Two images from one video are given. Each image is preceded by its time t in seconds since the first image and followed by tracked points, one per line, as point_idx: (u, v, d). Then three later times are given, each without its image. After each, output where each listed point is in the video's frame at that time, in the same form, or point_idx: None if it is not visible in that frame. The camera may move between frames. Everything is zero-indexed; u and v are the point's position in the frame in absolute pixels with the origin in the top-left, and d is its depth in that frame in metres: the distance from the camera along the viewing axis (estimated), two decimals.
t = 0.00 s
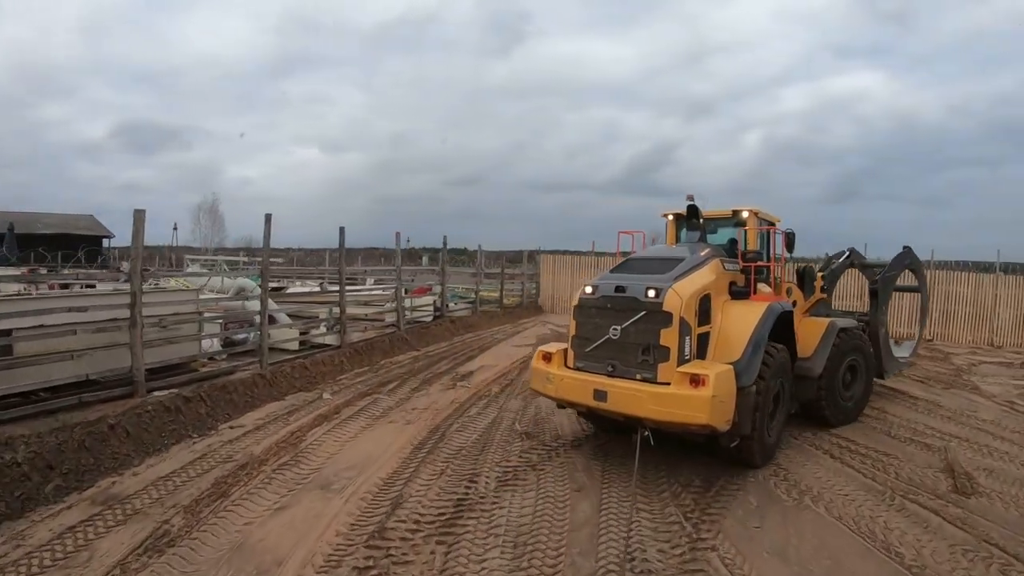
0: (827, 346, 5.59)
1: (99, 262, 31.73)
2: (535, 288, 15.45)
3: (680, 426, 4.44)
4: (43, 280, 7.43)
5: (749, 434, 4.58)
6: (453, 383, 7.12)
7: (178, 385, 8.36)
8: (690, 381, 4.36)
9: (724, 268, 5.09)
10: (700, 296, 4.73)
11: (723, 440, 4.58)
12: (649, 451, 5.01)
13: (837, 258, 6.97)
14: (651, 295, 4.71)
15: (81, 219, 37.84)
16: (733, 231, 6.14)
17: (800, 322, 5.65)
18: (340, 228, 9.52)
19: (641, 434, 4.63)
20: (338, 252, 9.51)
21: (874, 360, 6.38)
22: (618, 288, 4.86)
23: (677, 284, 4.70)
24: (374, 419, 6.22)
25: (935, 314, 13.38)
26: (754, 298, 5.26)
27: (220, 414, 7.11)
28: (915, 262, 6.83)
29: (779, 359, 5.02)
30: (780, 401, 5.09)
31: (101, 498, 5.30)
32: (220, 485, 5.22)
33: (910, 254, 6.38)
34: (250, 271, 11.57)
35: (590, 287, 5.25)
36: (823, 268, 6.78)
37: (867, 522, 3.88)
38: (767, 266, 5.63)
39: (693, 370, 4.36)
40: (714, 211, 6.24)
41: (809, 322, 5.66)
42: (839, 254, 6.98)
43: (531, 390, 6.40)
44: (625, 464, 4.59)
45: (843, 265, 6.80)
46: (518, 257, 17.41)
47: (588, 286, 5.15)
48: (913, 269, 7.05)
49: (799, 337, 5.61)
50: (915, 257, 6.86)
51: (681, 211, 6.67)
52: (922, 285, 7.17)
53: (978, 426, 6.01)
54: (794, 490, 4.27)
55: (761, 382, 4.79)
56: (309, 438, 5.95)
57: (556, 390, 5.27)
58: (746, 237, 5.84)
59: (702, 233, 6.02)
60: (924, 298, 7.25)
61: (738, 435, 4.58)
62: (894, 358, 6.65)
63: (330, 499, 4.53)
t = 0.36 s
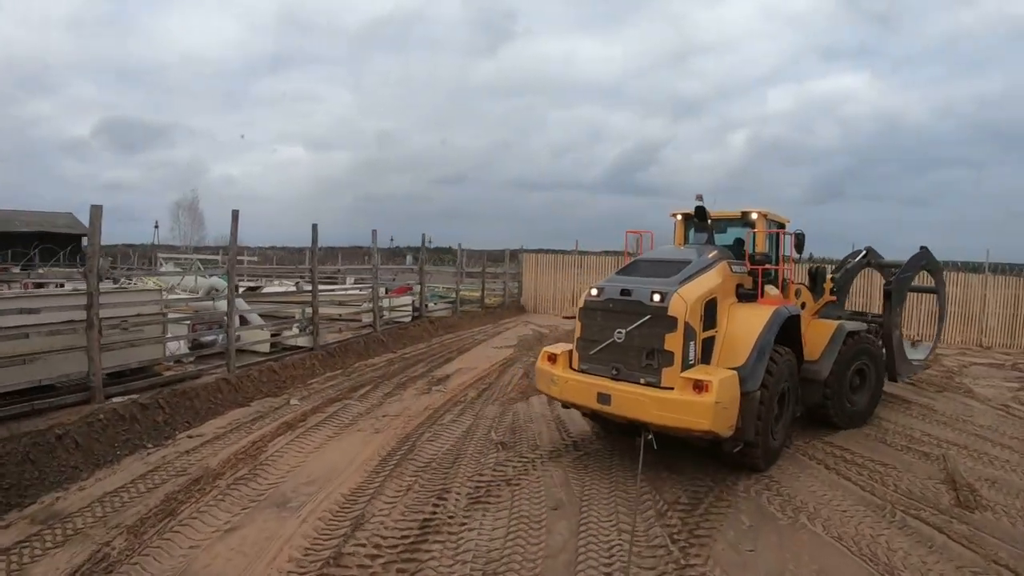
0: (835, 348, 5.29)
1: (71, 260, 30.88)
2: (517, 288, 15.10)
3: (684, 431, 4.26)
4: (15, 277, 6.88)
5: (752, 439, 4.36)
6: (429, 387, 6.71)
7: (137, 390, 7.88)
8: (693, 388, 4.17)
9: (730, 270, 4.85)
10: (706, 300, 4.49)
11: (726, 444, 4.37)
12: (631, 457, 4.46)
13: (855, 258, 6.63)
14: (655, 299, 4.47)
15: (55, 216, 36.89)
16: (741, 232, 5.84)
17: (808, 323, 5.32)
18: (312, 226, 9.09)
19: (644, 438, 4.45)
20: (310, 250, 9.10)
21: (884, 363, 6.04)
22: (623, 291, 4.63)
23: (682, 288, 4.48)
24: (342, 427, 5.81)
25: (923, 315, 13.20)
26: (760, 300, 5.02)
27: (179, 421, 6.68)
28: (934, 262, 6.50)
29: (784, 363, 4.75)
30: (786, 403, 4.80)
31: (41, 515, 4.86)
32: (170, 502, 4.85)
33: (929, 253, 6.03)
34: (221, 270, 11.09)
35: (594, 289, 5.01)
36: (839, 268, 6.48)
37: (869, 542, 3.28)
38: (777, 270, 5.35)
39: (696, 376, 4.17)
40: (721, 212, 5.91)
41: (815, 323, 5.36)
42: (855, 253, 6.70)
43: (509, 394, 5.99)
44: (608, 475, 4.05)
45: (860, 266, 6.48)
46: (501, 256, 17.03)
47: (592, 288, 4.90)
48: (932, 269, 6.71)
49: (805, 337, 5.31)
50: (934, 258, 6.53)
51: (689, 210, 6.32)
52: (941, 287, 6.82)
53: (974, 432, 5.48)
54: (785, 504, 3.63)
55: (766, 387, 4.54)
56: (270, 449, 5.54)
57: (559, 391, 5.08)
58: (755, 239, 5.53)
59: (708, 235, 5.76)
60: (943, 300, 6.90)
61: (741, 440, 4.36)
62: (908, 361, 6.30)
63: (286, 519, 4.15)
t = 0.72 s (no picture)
0: (838, 350, 5.03)
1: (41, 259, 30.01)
2: (498, 288, 14.73)
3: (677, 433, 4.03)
4: None
5: (747, 442, 4.14)
6: (397, 394, 6.32)
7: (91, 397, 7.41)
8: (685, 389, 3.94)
9: (729, 271, 4.58)
10: (701, 300, 4.23)
11: (719, 446, 4.18)
12: (608, 470, 3.96)
13: (867, 261, 6.34)
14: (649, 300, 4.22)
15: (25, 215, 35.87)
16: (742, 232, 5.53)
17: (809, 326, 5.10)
18: (280, 224, 8.66)
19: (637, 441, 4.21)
20: (277, 250, 8.68)
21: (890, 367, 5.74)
22: (616, 292, 4.39)
23: (676, 288, 4.22)
24: (301, 438, 5.41)
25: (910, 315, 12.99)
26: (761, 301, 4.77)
27: (129, 433, 6.24)
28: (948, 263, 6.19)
29: (784, 364, 4.49)
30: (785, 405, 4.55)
31: None
32: (107, 523, 4.43)
33: (943, 254, 5.73)
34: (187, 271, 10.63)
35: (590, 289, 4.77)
36: (849, 270, 6.19)
37: (864, 569, 2.94)
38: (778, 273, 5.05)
39: (686, 376, 3.93)
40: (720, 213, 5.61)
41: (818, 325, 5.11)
42: (868, 255, 6.44)
43: (481, 400, 5.61)
44: (579, 493, 3.63)
45: (872, 268, 6.18)
46: (481, 255, 16.64)
47: (587, 289, 4.66)
48: (946, 273, 6.41)
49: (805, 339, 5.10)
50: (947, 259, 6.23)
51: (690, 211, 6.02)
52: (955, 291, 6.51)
53: (967, 438, 5.14)
54: (772, 525, 3.29)
55: (765, 388, 4.29)
56: (221, 464, 5.16)
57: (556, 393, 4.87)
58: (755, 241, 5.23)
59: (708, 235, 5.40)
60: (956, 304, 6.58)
61: (736, 442, 4.15)
62: (919, 366, 5.97)
63: (228, 543, 3.77)
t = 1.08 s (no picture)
0: (846, 347, 4.79)
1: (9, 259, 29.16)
2: (479, 287, 14.39)
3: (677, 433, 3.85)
4: None
5: (749, 441, 3.94)
6: (369, 399, 5.97)
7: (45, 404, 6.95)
8: (683, 388, 3.76)
9: (732, 269, 4.34)
10: (701, 298, 4.03)
11: (720, 445, 3.98)
12: (591, 482, 3.56)
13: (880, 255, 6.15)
14: (647, 300, 4.04)
15: None
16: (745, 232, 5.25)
17: (816, 322, 4.86)
18: (248, 222, 8.29)
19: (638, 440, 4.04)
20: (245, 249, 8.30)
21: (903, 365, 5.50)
22: (614, 292, 4.21)
23: (675, 287, 4.03)
24: (262, 449, 5.05)
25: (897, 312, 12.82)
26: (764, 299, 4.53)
27: (82, 444, 5.81)
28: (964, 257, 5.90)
29: (788, 361, 4.27)
30: (790, 404, 4.33)
31: None
32: (45, 545, 4.00)
33: (956, 247, 5.50)
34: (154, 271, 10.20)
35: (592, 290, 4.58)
36: (862, 266, 6.07)
37: None
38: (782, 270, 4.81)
39: (685, 375, 3.76)
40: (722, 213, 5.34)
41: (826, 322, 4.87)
42: (882, 250, 6.20)
43: (457, 406, 5.26)
44: (557, 510, 3.27)
45: (884, 263, 6.01)
46: (462, 254, 16.29)
47: (589, 290, 4.48)
48: (962, 265, 6.18)
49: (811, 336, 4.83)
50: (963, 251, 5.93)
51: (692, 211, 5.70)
52: (973, 284, 6.27)
53: (966, 441, 4.77)
54: (768, 544, 2.92)
55: (767, 386, 4.07)
56: (173, 476, 4.86)
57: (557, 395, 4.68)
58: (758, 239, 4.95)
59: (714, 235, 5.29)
60: (975, 297, 6.33)
61: (737, 441, 3.96)
62: (935, 362, 5.74)
63: (171, 569, 3.38)
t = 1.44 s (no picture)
0: (855, 348, 4.58)
1: None
2: (460, 286, 14.06)
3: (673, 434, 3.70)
4: None
5: (748, 442, 3.77)
6: (337, 404, 5.62)
7: None
8: (679, 388, 3.61)
9: (737, 268, 4.12)
10: (701, 296, 3.85)
11: (716, 445, 3.83)
12: (565, 498, 3.21)
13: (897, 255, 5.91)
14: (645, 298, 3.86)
15: None
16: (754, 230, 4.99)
17: (825, 323, 4.64)
18: (214, 218, 7.90)
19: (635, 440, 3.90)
20: (211, 247, 7.93)
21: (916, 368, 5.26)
22: (613, 290, 4.04)
23: (674, 286, 3.85)
24: (217, 461, 4.76)
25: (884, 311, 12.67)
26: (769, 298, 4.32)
27: (29, 454, 5.39)
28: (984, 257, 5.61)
29: (792, 360, 4.05)
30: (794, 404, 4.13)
31: None
32: None
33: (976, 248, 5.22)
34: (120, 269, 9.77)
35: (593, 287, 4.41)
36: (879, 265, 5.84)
37: None
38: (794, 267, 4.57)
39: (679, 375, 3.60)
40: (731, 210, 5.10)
41: (834, 322, 4.66)
42: (900, 250, 5.93)
43: (430, 411, 4.93)
44: (528, 531, 2.94)
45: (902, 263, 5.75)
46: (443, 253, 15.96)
47: (589, 287, 4.30)
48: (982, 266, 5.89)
49: (818, 336, 4.63)
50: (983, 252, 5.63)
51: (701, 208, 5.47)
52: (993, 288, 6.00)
53: (965, 448, 4.34)
54: (759, 568, 2.60)
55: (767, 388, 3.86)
56: (120, 489, 4.52)
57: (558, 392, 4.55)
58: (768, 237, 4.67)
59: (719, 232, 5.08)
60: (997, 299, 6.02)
61: (734, 442, 3.79)
62: (951, 367, 5.47)
63: None
